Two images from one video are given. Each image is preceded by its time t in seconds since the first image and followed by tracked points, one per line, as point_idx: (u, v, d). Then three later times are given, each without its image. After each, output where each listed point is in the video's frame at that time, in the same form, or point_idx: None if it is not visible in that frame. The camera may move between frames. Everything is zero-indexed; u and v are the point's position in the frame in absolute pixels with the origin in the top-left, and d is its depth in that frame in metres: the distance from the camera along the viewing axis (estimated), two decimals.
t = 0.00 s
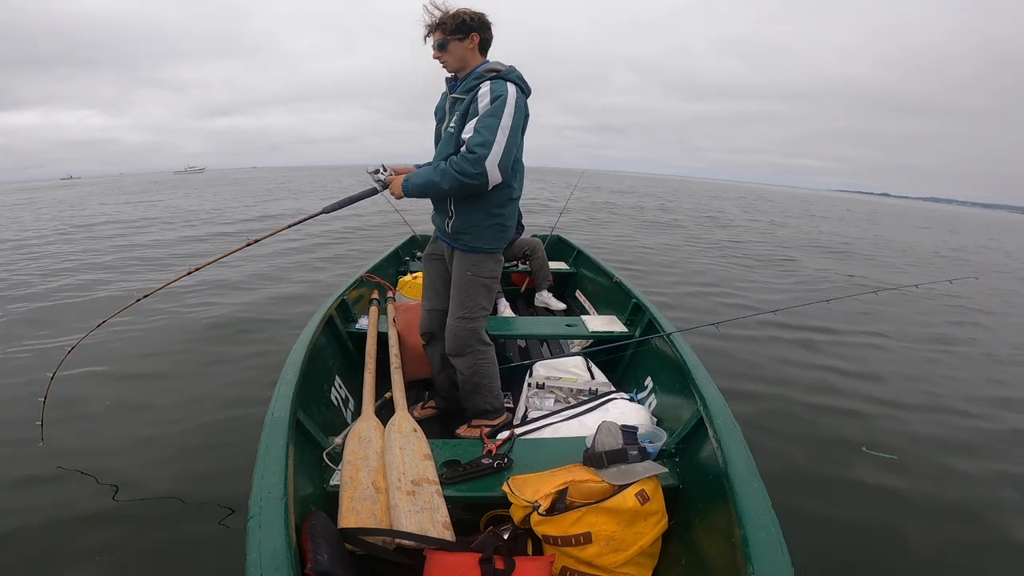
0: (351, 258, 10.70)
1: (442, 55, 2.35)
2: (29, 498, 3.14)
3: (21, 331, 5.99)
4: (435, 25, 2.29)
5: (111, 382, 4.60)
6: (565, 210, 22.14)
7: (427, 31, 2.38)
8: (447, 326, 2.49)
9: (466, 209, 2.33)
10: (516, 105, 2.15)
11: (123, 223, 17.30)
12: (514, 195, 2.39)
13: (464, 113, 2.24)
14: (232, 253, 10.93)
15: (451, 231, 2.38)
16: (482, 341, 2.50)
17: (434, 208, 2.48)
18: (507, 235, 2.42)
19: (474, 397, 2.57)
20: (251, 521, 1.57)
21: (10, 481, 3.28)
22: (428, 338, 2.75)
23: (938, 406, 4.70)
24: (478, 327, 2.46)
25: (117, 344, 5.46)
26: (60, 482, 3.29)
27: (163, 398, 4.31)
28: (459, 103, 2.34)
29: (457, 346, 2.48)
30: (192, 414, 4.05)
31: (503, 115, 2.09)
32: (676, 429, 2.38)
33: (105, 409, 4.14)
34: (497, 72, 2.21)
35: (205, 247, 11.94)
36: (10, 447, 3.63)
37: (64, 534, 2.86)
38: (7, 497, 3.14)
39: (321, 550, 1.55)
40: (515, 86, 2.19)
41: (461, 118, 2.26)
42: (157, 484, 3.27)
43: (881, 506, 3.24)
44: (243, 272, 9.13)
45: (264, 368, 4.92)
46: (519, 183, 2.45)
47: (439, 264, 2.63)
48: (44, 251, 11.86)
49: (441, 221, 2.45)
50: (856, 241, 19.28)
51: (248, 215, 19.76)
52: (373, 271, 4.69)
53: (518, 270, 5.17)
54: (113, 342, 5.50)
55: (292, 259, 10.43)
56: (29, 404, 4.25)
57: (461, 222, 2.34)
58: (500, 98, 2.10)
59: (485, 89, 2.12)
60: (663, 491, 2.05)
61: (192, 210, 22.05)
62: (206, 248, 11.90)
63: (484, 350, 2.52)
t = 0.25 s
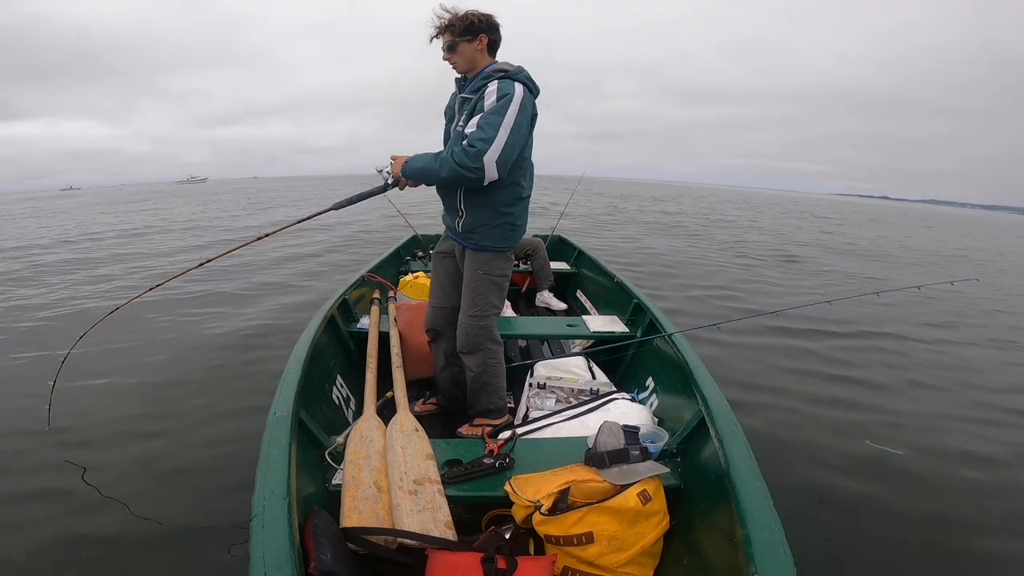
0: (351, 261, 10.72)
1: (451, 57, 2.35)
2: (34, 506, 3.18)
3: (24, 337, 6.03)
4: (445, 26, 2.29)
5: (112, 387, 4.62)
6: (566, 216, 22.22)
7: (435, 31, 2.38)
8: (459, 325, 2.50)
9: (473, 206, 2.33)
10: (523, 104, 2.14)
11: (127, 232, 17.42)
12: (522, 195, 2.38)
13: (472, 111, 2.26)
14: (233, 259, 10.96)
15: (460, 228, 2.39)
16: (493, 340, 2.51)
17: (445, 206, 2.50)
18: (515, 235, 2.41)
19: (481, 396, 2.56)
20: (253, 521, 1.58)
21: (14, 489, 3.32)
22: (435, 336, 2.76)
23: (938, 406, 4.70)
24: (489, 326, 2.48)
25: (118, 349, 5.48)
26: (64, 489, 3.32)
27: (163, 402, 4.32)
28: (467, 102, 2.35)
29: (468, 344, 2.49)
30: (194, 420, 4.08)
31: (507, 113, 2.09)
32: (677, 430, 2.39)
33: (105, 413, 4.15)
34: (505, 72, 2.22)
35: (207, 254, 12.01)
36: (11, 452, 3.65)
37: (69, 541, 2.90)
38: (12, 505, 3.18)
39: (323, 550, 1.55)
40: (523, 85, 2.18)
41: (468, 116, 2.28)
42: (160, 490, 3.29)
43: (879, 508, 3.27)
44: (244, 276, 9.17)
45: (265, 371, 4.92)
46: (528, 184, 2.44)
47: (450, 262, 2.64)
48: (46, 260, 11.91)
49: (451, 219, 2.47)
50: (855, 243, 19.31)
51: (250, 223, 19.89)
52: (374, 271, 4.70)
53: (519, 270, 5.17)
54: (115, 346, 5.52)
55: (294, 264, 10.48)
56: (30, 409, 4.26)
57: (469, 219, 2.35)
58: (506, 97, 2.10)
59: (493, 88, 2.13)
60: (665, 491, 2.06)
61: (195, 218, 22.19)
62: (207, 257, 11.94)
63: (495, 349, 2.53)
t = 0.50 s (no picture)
0: (351, 265, 10.73)
1: (444, 58, 2.35)
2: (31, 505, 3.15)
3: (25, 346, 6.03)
4: (437, 28, 2.29)
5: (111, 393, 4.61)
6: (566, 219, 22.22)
7: (428, 34, 2.38)
8: (448, 320, 2.50)
9: (461, 202, 2.32)
10: (512, 104, 2.14)
11: (128, 244, 17.48)
12: (509, 191, 2.38)
13: (461, 110, 2.25)
14: (233, 266, 10.98)
15: (448, 224, 2.38)
16: (483, 335, 2.50)
17: (433, 202, 2.49)
18: (503, 228, 2.40)
19: (476, 393, 2.56)
20: (249, 521, 1.57)
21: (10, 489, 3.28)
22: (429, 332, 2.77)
23: (939, 400, 4.69)
24: (478, 321, 2.47)
25: (117, 356, 5.48)
26: (62, 489, 3.30)
27: (162, 406, 4.32)
28: (456, 101, 2.34)
29: (458, 339, 2.49)
30: (192, 421, 4.06)
31: (495, 113, 2.09)
32: (676, 427, 2.38)
33: (105, 417, 4.15)
34: (494, 73, 2.21)
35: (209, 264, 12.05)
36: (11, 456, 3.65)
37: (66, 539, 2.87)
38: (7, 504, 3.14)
39: (319, 550, 1.55)
40: (511, 86, 2.18)
41: (457, 115, 2.27)
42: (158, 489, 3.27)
43: (880, 501, 3.26)
44: (245, 282, 9.18)
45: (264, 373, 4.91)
46: (515, 179, 2.44)
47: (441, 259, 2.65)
48: (48, 271, 11.95)
49: (439, 215, 2.46)
50: (855, 241, 19.31)
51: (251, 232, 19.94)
52: (372, 270, 4.69)
53: (518, 267, 5.15)
54: (115, 353, 5.52)
55: (295, 269, 10.49)
56: (30, 415, 4.26)
57: (457, 215, 2.34)
58: (494, 97, 2.10)
59: (482, 88, 2.12)
60: (663, 489, 2.05)
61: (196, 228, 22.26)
62: (207, 264, 11.96)
63: (486, 344, 2.52)
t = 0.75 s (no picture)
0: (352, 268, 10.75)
1: (444, 65, 2.37)
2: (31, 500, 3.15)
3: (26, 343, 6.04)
4: (438, 36, 2.31)
5: (113, 391, 4.62)
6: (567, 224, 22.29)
7: (430, 41, 2.40)
8: (448, 318, 2.51)
9: (462, 204, 2.34)
10: (512, 110, 2.15)
11: (129, 243, 17.50)
12: (508, 193, 2.39)
13: (462, 115, 2.26)
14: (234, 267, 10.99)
15: (449, 225, 2.39)
16: (482, 333, 2.52)
17: (434, 203, 2.50)
18: (503, 228, 2.41)
19: (476, 392, 2.57)
20: (253, 521, 1.58)
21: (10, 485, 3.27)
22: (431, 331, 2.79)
23: (940, 404, 4.69)
24: (477, 319, 2.48)
25: (117, 355, 5.47)
26: (62, 485, 3.29)
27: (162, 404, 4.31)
28: (457, 106, 2.36)
29: (457, 337, 2.50)
30: (193, 420, 4.06)
31: (496, 118, 2.10)
32: (677, 429, 2.38)
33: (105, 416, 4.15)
34: (494, 79, 2.22)
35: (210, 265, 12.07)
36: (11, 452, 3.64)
37: (65, 535, 2.85)
38: (7, 499, 3.13)
39: (323, 549, 1.55)
40: (511, 91, 2.19)
41: (458, 120, 2.28)
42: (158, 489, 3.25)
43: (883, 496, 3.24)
44: (246, 283, 9.20)
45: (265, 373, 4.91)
46: (514, 181, 2.45)
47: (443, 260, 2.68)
48: (48, 269, 11.94)
49: (440, 216, 2.47)
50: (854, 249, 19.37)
51: (253, 234, 19.99)
52: (373, 271, 4.70)
53: (519, 269, 5.16)
54: (115, 352, 5.52)
55: (296, 271, 10.51)
56: (29, 411, 4.25)
57: (458, 216, 2.36)
58: (494, 103, 2.11)
59: (482, 94, 2.13)
60: (664, 491, 2.06)
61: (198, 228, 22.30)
62: (208, 265, 11.96)
63: (485, 342, 2.54)
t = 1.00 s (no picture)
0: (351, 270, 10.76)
1: (451, 68, 2.38)
2: (31, 501, 3.15)
3: (25, 337, 6.02)
4: (445, 39, 2.32)
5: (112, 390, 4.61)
6: (566, 226, 22.31)
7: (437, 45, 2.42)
8: (447, 316, 2.52)
9: (462, 204, 2.34)
10: (515, 115, 2.17)
11: (128, 236, 17.46)
12: (507, 195, 2.40)
13: (466, 118, 2.27)
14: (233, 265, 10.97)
15: (448, 224, 2.39)
16: (481, 332, 2.52)
17: (434, 202, 2.50)
18: (501, 229, 2.42)
19: (475, 390, 2.57)
20: (253, 521, 1.57)
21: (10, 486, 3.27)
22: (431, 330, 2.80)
23: (935, 415, 4.73)
24: (476, 317, 2.48)
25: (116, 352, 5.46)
26: (62, 486, 3.29)
27: (161, 404, 4.31)
28: (461, 109, 2.36)
29: (456, 336, 2.51)
30: (193, 421, 4.06)
31: (499, 122, 2.11)
32: (677, 430, 2.38)
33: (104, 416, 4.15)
34: (499, 83, 2.23)
35: (210, 260, 12.05)
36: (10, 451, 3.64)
37: (66, 536, 2.86)
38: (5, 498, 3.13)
39: (323, 550, 1.55)
40: (515, 96, 2.21)
41: (461, 122, 2.29)
42: (158, 489, 3.26)
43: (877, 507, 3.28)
44: (246, 281, 9.20)
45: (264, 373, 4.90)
46: (513, 184, 2.46)
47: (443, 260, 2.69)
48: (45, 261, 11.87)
49: (440, 216, 2.47)
50: (851, 258, 19.47)
51: (252, 230, 19.97)
52: (374, 272, 4.71)
53: (519, 271, 5.16)
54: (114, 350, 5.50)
55: (296, 271, 10.53)
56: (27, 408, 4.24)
57: (457, 216, 2.36)
58: (498, 107, 2.12)
59: (486, 98, 2.14)
60: (664, 492, 2.06)
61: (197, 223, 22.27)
62: (206, 261, 11.91)
63: (484, 340, 2.54)
